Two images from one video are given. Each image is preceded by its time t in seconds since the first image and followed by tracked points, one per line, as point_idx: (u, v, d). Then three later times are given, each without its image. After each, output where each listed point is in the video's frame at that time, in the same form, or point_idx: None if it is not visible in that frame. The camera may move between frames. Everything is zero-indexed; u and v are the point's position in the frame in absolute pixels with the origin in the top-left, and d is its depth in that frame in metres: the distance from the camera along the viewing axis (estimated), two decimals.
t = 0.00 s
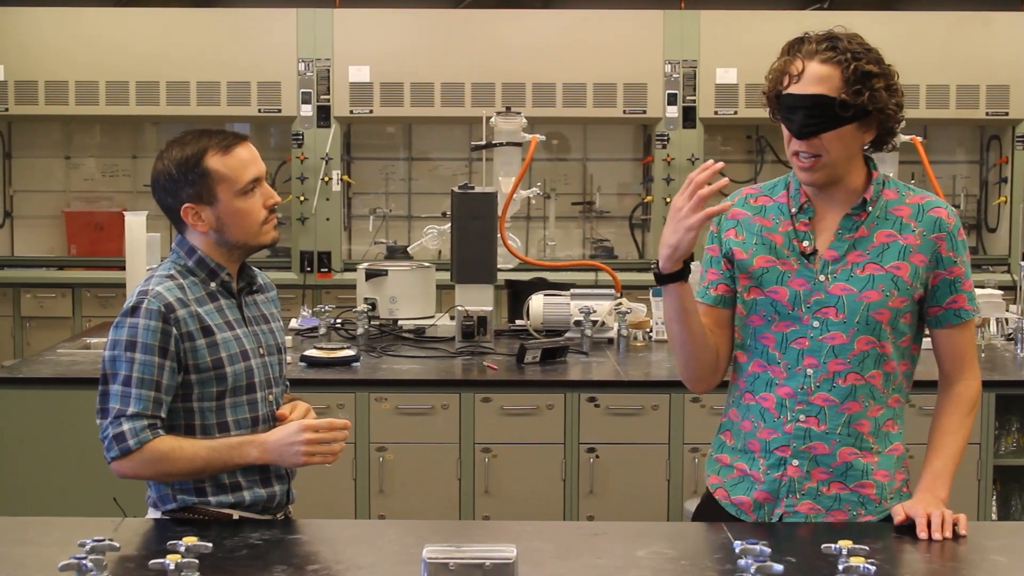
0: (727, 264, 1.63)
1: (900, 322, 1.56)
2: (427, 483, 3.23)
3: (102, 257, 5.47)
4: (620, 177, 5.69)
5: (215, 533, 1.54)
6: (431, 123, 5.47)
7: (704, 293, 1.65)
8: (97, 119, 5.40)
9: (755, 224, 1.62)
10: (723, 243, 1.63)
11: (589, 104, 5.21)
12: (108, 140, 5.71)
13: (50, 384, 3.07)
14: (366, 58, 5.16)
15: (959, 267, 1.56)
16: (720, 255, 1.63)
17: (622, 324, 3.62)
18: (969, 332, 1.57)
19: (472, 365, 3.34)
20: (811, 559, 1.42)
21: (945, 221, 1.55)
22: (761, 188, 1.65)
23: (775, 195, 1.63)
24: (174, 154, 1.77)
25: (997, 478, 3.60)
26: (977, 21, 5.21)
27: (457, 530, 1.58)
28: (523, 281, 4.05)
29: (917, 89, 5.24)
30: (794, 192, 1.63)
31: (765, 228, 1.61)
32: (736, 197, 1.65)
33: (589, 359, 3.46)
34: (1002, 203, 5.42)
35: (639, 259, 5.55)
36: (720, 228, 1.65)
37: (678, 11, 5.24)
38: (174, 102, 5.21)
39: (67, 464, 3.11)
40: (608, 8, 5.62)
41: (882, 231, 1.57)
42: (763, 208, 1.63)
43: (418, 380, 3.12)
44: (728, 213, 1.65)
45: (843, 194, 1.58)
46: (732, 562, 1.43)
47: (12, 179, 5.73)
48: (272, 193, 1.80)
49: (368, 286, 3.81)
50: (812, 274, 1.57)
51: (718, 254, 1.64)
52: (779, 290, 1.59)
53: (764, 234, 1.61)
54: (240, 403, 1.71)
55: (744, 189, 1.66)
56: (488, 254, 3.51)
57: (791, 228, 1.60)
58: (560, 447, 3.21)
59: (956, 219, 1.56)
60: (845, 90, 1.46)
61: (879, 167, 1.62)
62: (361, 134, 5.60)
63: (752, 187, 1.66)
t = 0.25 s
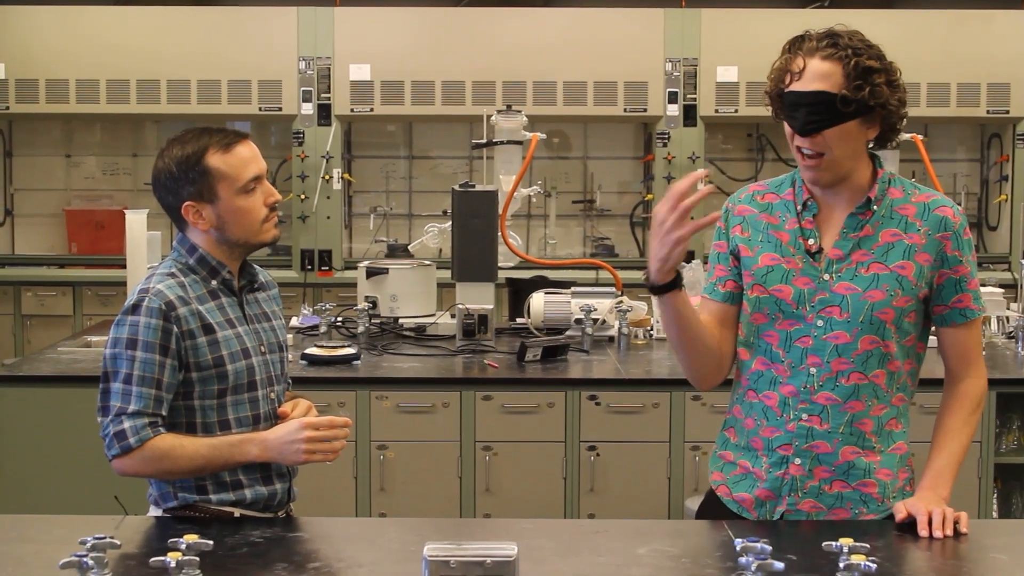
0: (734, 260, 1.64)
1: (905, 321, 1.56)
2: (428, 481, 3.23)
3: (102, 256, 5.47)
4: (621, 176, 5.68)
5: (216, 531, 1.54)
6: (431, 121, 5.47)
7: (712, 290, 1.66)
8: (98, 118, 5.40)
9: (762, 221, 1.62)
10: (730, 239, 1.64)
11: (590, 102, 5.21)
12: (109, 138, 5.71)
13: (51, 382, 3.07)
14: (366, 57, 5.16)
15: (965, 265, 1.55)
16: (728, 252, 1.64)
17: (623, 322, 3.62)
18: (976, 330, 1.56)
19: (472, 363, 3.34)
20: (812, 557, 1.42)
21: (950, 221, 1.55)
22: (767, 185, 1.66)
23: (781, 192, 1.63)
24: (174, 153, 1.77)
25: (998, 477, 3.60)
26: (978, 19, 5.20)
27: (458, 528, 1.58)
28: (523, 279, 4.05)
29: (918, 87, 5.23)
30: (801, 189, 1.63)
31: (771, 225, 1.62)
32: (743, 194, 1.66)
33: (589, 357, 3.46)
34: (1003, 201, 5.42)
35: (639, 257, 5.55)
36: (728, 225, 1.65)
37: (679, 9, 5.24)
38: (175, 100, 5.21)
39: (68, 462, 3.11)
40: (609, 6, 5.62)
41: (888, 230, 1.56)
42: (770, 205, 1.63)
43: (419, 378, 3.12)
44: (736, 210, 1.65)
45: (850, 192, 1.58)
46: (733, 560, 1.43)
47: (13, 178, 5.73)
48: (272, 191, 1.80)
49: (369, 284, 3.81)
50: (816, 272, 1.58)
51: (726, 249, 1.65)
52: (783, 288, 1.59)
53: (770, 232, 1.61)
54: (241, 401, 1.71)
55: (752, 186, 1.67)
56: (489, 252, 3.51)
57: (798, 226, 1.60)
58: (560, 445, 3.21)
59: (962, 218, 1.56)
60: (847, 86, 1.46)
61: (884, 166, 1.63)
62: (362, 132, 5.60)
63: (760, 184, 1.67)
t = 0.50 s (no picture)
0: (732, 258, 1.61)
1: (906, 321, 1.56)
2: (427, 479, 3.23)
3: (102, 254, 5.47)
4: (621, 174, 5.68)
5: (215, 529, 1.54)
6: (431, 120, 5.46)
7: (706, 288, 1.62)
8: (97, 116, 5.40)
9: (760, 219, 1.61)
10: (728, 238, 1.61)
11: (589, 101, 5.20)
12: (108, 136, 5.71)
13: (50, 380, 3.07)
14: (365, 55, 5.16)
15: (964, 266, 1.57)
16: (726, 251, 1.61)
17: (623, 320, 3.61)
18: (968, 332, 1.58)
19: (472, 361, 3.34)
20: (811, 556, 1.42)
21: (952, 221, 1.56)
22: (766, 183, 1.65)
23: (780, 190, 1.62)
24: (175, 150, 1.77)
25: (997, 475, 3.60)
26: (978, 17, 5.20)
27: (457, 526, 1.58)
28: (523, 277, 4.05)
29: (918, 86, 5.23)
30: (800, 187, 1.62)
31: (771, 223, 1.60)
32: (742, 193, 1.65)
33: (589, 356, 3.46)
34: (1002, 199, 5.42)
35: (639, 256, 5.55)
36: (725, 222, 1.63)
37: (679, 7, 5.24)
38: (174, 98, 5.21)
39: (67, 460, 3.11)
40: (608, 4, 5.62)
41: (890, 229, 1.56)
42: (768, 204, 1.62)
43: (418, 377, 3.12)
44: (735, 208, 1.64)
45: (851, 190, 1.58)
46: (732, 558, 1.43)
47: (12, 176, 5.73)
48: (272, 188, 1.80)
49: (368, 282, 3.81)
50: (818, 270, 1.57)
51: (722, 248, 1.62)
52: (785, 285, 1.58)
53: (770, 230, 1.60)
54: (241, 399, 1.71)
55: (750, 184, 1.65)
56: (488, 250, 3.51)
57: (798, 224, 1.60)
58: (560, 443, 3.21)
59: (962, 219, 1.57)
60: (856, 82, 1.46)
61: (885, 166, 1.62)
62: (362, 130, 5.60)
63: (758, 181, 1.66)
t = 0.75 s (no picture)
0: (725, 262, 1.61)
1: (901, 324, 1.57)
2: (426, 479, 3.23)
3: (100, 254, 5.46)
4: (619, 173, 5.68)
5: (214, 530, 1.54)
6: (429, 119, 5.46)
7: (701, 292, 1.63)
8: (96, 116, 5.40)
9: (755, 222, 1.60)
10: (722, 241, 1.61)
11: (587, 100, 5.20)
12: (107, 136, 5.70)
13: (49, 381, 3.07)
14: (363, 54, 5.15)
15: (960, 268, 1.57)
16: (718, 255, 1.62)
17: (621, 319, 3.61)
18: (965, 333, 1.59)
19: (470, 361, 3.34)
20: (809, 555, 1.43)
21: (947, 223, 1.56)
22: (759, 187, 1.65)
23: (774, 194, 1.62)
24: (173, 150, 1.77)
25: (995, 473, 3.61)
26: (976, 15, 5.20)
27: (456, 526, 1.58)
28: (521, 277, 4.04)
29: (915, 84, 5.24)
30: (794, 191, 1.62)
31: (765, 226, 1.60)
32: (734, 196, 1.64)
33: (587, 355, 3.46)
34: (1000, 198, 5.42)
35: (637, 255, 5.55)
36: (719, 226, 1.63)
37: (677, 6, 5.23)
38: (173, 98, 5.21)
39: (65, 461, 3.11)
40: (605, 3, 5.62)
41: (885, 231, 1.56)
42: (761, 207, 1.62)
43: (416, 376, 3.12)
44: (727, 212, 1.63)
45: (845, 194, 1.58)
46: (730, 558, 1.43)
47: (11, 176, 5.73)
48: (270, 189, 1.80)
49: (367, 282, 3.81)
50: (814, 273, 1.57)
51: (715, 251, 1.62)
52: (780, 288, 1.58)
53: (764, 233, 1.60)
54: (240, 400, 1.71)
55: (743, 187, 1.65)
56: (487, 250, 3.51)
57: (792, 227, 1.59)
58: (558, 442, 3.21)
59: (957, 221, 1.57)
60: (841, 93, 1.45)
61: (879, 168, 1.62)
62: (360, 129, 5.60)
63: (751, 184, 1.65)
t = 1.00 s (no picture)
0: (705, 263, 1.61)
1: (884, 325, 1.58)
2: (424, 479, 3.23)
3: (99, 254, 5.46)
4: (618, 174, 5.68)
5: (212, 531, 1.54)
6: (429, 120, 5.46)
7: (680, 294, 1.62)
8: (95, 115, 5.40)
9: (735, 223, 1.60)
10: (702, 242, 1.61)
11: (587, 100, 5.21)
12: (106, 136, 5.71)
13: (48, 380, 3.06)
14: (363, 54, 5.15)
15: (939, 268, 1.59)
16: (698, 255, 1.61)
17: (620, 320, 3.62)
18: (946, 332, 1.61)
19: (469, 361, 3.34)
20: (807, 556, 1.43)
21: (928, 224, 1.58)
22: (737, 186, 1.64)
23: (753, 194, 1.61)
24: (172, 151, 1.77)
25: (994, 474, 3.61)
26: (975, 16, 5.20)
27: (454, 527, 1.58)
28: (520, 277, 4.04)
29: (915, 85, 5.24)
30: (773, 191, 1.61)
31: (746, 227, 1.60)
32: (712, 195, 1.63)
33: (586, 356, 3.46)
34: (999, 199, 5.42)
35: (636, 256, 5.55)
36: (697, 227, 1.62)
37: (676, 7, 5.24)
38: (172, 98, 5.21)
39: (63, 461, 3.11)
40: (605, 4, 5.62)
41: (868, 232, 1.57)
42: (741, 207, 1.61)
43: (415, 377, 3.12)
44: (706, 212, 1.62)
45: (828, 195, 1.58)
46: (728, 559, 1.43)
47: (10, 176, 5.73)
48: (269, 189, 1.80)
49: (366, 282, 3.81)
50: (797, 275, 1.56)
51: (695, 253, 1.61)
52: (763, 291, 1.57)
53: (745, 234, 1.60)
54: (239, 400, 1.71)
55: (721, 187, 1.64)
56: (487, 250, 3.51)
57: (774, 228, 1.58)
58: (557, 443, 3.21)
59: (937, 221, 1.59)
60: (837, 87, 1.47)
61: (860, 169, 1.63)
62: (359, 130, 5.60)
63: (728, 184, 1.64)
